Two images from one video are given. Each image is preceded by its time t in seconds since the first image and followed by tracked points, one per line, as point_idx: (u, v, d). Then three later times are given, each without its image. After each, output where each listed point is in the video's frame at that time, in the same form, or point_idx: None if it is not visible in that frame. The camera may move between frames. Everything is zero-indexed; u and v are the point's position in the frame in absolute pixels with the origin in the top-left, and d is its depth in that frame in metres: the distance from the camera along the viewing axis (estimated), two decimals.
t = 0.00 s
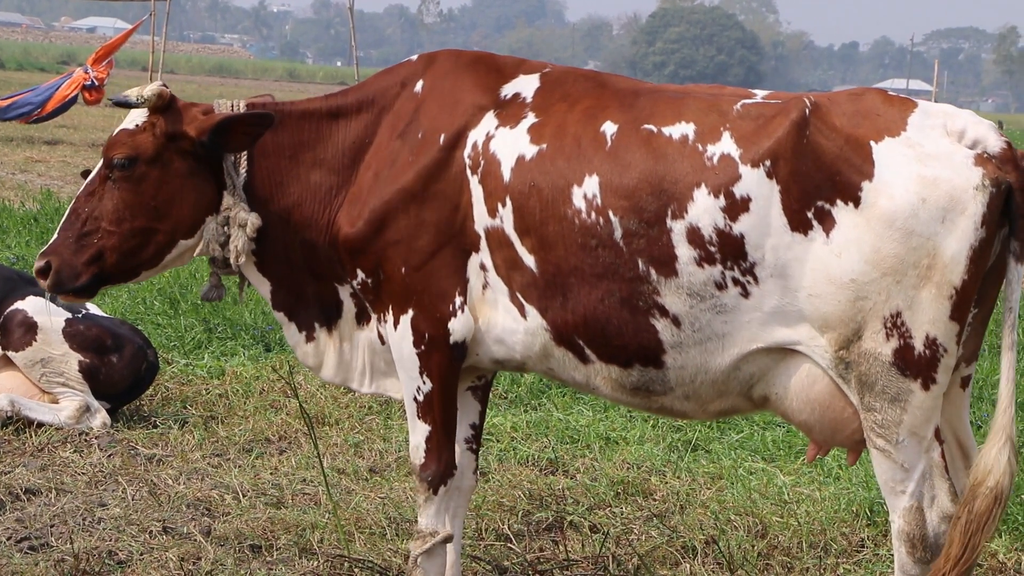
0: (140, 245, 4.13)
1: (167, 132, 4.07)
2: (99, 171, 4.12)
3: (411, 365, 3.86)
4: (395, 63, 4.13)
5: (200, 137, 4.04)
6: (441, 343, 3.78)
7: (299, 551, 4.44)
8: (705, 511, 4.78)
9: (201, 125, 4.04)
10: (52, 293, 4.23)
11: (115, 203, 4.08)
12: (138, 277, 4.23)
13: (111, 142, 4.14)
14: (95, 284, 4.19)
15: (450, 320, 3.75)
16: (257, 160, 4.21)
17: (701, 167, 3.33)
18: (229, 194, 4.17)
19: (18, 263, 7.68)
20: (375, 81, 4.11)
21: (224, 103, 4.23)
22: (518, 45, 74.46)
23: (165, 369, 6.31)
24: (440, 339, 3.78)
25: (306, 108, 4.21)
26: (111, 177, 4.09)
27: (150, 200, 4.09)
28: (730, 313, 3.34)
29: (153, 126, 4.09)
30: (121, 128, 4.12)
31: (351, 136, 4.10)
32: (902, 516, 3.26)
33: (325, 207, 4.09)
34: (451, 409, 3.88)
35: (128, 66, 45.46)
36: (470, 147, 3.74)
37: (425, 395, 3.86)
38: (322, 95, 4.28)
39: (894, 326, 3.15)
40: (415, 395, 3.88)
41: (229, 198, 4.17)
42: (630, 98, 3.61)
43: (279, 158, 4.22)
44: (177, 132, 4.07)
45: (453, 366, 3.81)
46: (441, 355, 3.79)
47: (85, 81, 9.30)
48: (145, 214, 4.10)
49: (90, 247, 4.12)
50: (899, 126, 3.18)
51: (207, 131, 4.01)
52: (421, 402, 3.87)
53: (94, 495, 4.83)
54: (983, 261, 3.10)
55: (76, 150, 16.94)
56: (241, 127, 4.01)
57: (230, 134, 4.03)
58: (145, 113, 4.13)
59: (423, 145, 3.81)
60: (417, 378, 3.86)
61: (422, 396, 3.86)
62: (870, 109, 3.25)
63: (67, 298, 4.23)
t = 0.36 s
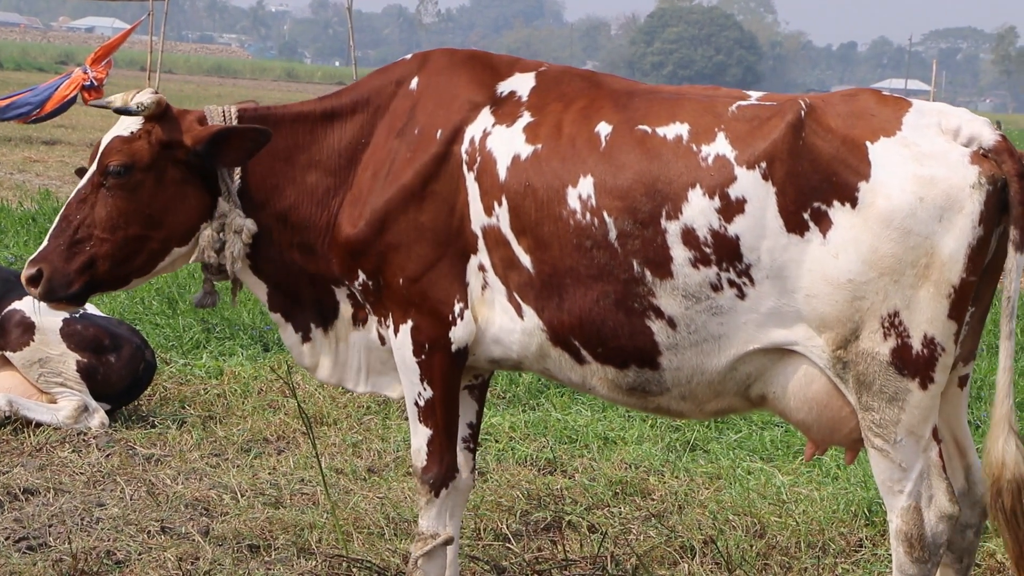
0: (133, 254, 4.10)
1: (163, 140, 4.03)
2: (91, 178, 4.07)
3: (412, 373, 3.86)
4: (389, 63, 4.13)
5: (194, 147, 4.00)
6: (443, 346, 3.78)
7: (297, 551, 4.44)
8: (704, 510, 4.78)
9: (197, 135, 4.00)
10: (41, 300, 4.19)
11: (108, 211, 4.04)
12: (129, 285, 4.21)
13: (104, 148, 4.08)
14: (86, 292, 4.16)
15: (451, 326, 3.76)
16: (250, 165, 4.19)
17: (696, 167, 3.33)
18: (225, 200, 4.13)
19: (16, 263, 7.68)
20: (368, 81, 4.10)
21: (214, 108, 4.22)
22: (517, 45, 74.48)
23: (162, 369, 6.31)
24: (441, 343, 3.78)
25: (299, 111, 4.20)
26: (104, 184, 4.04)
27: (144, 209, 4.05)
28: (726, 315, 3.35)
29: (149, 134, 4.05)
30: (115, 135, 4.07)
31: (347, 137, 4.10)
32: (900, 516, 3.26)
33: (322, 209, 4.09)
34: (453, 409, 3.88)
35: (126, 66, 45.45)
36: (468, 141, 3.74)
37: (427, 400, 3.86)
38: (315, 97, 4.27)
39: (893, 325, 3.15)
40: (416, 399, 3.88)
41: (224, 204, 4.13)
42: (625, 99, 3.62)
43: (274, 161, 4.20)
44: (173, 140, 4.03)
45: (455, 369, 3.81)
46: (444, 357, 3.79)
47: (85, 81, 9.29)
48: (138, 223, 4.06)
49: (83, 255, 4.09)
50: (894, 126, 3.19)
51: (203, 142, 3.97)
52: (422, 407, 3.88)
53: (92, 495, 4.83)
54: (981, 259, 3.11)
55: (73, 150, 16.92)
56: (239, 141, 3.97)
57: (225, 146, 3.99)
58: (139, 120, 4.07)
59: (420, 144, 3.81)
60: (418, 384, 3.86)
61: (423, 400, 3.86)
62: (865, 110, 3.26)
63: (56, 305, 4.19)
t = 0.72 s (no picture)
0: (129, 260, 4.08)
1: (161, 148, 3.99)
2: (87, 183, 4.01)
3: (411, 373, 3.85)
4: (383, 63, 4.13)
5: (192, 156, 3.98)
6: (442, 347, 3.78)
7: (295, 551, 4.44)
8: (701, 510, 4.78)
9: (197, 145, 3.98)
10: (34, 305, 4.14)
11: (105, 217, 4.00)
12: (122, 290, 4.19)
13: (99, 154, 4.02)
14: (81, 297, 4.13)
15: (449, 327, 3.75)
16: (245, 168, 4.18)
17: (691, 167, 3.33)
18: (221, 204, 4.12)
19: (14, 263, 7.69)
20: (363, 81, 4.10)
21: (208, 112, 4.22)
22: (517, 46, 74.49)
23: (160, 369, 6.31)
24: (439, 344, 3.78)
25: (293, 112, 4.19)
26: (101, 191, 3.98)
27: (141, 216, 4.02)
28: (721, 312, 3.34)
29: (147, 141, 4.00)
30: (112, 141, 4.01)
31: (343, 138, 4.10)
32: (894, 515, 3.26)
33: (319, 209, 4.09)
34: (451, 410, 3.87)
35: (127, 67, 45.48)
36: (463, 139, 3.74)
37: (426, 401, 3.86)
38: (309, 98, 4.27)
39: (886, 324, 3.15)
40: (414, 400, 3.88)
41: (221, 209, 4.12)
42: (620, 98, 3.62)
43: (269, 163, 4.20)
44: (171, 147, 3.99)
45: (454, 370, 3.81)
46: (442, 358, 3.79)
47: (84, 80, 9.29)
48: (135, 230, 4.03)
49: (79, 261, 4.05)
50: (888, 126, 3.19)
51: (201, 152, 3.96)
52: (421, 408, 3.87)
53: (90, 495, 4.83)
54: (974, 259, 3.11)
55: (72, 151, 16.93)
56: (237, 156, 3.95)
57: (223, 160, 3.97)
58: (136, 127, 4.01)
59: (416, 144, 3.81)
60: (416, 385, 3.85)
61: (421, 401, 3.86)
62: (859, 109, 3.26)
63: (50, 311, 4.15)
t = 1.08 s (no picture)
0: (125, 259, 4.06)
1: (166, 150, 3.99)
2: (90, 180, 3.97)
3: (409, 373, 3.85)
4: (383, 63, 4.12)
5: (196, 161, 3.98)
6: (441, 347, 3.77)
7: (293, 551, 4.44)
8: (699, 510, 4.78)
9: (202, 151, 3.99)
10: (23, 298, 4.08)
11: (105, 216, 3.97)
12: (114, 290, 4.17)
13: (103, 152, 3.99)
14: (73, 294, 4.09)
15: (447, 327, 3.76)
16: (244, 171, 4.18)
17: (690, 166, 3.33)
18: (220, 208, 4.13)
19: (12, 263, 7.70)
20: (362, 82, 4.10)
21: (208, 114, 4.20)
22: (517, 46, 74.51)
23: (158, 369, 6.31)
24: (438, 344, 3.77)
25: (292, 114, 4.19)
26: (104, 189, 3.96)
27: (142, 217, 4.01)
28: (719, 312, 3.34)
29: (153, 143, 3.99)
30: (117, 141, 4.00)
31: (342, 139, 4.10)
32: (891, 514, 3.26)
33: (318, 210, 4.09)
34: (449, 409, 3.87)
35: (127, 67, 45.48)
36: (461, 140, 3.74)
37: (424, 401, 3.85)
38: (309, 99, 4.27)
39: (882, 323, 3.15)
40: (413, 400, 3.87)
41: (219, 212, 4.13)
42: (619, 98, 3.62)
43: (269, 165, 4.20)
44: (177, 150, 3.99)
45: (451, 370, 3.80)
46: (441, 359, 3.79)
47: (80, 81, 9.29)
48: (135, 230, 4.02)
49: (74, 258, 4.01)
50: (887, 125, 3.19)
51: (206, 159, 3.95)
52: (420, 408, 3.86)
53: (88, 496, 4.83)
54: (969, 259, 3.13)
55: (70, 151, 16.94)
56: (240, 168, 3.93)
57: (224, 171, 3.96)
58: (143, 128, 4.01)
59: (415, 145, 3.80)
60: (415, 385, 3.85)
61: (420, 401, 3.86)
62: (858, 108, 3.26)
63: (40, 305, 4.10)
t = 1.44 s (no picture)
0: (119, 240, 4.01)
1: (174, 136, 3.97)
2: (95, 155, 3.94)
3: (408, 374, 3.85)
4: (384, 62, 4.12)
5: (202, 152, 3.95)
6: (440, 347, 3.77)
7: (292, 551, 4.44)
8: (698, 510, 4.78)
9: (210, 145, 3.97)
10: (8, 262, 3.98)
11: (105, 193, 3.93)
12: (103, 272, 4.11)
13: (112, 130, 3.97)
14: (61, 268, 4.03)
15: (446, 326, 3.75)
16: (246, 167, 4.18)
17: (690, 168, 3.33)
18: (221, 201, 4.10)
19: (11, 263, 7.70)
20: (363, 80, 4.10)
21: (214, 106, 4.19)
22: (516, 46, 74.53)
23: (157, 369, 6.31)
24: (438, 344, 3.77)
25: (294, 112, 4.19)
26: (108, 165, 3.93)
27: (142, 200, 3.98)
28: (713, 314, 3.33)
29: (163, 128, 3.98)
30: (127, 120, 3.98)
31: (343, 138, 4.10)
32: (889, 514, 3.26)
33: (319, 209, 4.09)
34: (449, 410, 3.87)
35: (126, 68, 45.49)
36: (462, 140, 3.74)
37: (423, 401, 3.86)
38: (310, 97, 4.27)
39: (878, 324, 3.14)
40: (412, 401, 3.88)
41: (220, 205, 4.10)
42: (618, 98, 3.62)
43: (270, 163, 4.19)
44: (185, 138, 3.97)
45: (449, 370, 3.80)
46: (440, 359, 3.78)
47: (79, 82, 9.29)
48: (133, 212, 3.98)
49: (67, 230, 3.96)
50: (885, 125, 3.18)
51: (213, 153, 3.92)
52: (419, 407, 3.86)
53: (87, 496, 4.83)
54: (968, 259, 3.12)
55: (69, 151, 16.96)
56: (244, 170, 3.92)
57: (229, 168, 3.94)
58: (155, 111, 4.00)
59: (416, 144, 3.80)
60: (414, 385, 3.85)
61: (419, 401, 3.86)
62: (857, 109, 3.25)
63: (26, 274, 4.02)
